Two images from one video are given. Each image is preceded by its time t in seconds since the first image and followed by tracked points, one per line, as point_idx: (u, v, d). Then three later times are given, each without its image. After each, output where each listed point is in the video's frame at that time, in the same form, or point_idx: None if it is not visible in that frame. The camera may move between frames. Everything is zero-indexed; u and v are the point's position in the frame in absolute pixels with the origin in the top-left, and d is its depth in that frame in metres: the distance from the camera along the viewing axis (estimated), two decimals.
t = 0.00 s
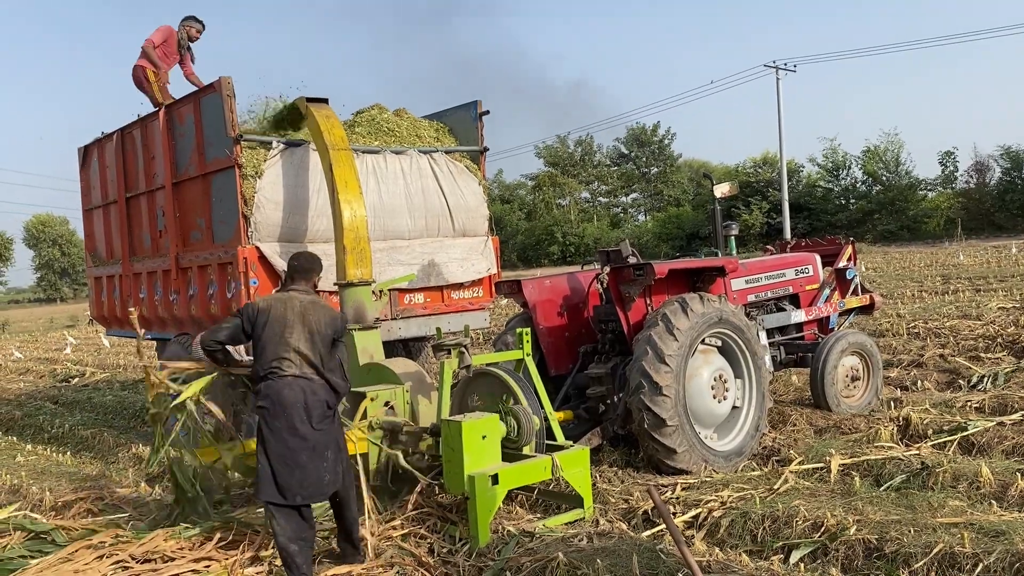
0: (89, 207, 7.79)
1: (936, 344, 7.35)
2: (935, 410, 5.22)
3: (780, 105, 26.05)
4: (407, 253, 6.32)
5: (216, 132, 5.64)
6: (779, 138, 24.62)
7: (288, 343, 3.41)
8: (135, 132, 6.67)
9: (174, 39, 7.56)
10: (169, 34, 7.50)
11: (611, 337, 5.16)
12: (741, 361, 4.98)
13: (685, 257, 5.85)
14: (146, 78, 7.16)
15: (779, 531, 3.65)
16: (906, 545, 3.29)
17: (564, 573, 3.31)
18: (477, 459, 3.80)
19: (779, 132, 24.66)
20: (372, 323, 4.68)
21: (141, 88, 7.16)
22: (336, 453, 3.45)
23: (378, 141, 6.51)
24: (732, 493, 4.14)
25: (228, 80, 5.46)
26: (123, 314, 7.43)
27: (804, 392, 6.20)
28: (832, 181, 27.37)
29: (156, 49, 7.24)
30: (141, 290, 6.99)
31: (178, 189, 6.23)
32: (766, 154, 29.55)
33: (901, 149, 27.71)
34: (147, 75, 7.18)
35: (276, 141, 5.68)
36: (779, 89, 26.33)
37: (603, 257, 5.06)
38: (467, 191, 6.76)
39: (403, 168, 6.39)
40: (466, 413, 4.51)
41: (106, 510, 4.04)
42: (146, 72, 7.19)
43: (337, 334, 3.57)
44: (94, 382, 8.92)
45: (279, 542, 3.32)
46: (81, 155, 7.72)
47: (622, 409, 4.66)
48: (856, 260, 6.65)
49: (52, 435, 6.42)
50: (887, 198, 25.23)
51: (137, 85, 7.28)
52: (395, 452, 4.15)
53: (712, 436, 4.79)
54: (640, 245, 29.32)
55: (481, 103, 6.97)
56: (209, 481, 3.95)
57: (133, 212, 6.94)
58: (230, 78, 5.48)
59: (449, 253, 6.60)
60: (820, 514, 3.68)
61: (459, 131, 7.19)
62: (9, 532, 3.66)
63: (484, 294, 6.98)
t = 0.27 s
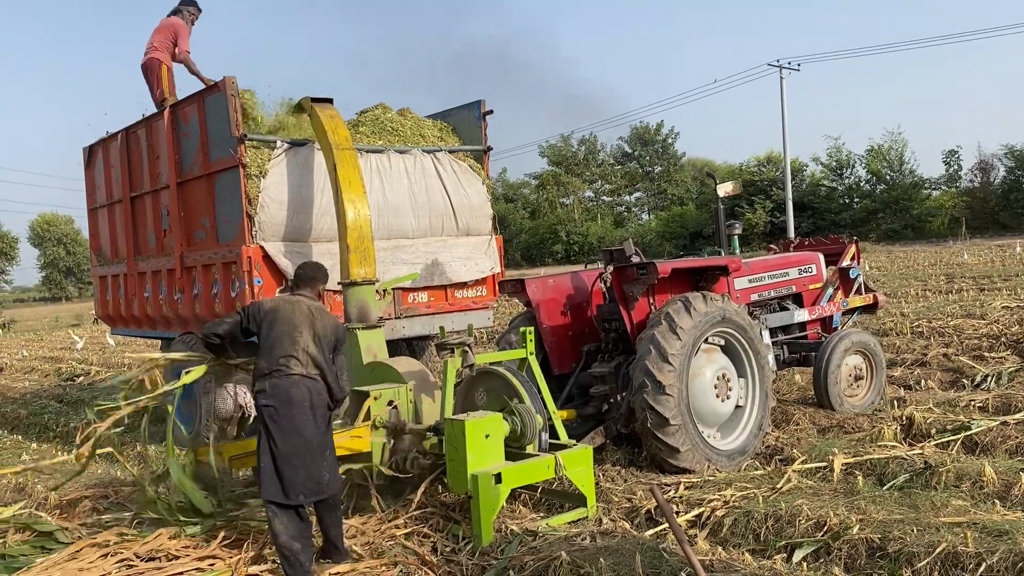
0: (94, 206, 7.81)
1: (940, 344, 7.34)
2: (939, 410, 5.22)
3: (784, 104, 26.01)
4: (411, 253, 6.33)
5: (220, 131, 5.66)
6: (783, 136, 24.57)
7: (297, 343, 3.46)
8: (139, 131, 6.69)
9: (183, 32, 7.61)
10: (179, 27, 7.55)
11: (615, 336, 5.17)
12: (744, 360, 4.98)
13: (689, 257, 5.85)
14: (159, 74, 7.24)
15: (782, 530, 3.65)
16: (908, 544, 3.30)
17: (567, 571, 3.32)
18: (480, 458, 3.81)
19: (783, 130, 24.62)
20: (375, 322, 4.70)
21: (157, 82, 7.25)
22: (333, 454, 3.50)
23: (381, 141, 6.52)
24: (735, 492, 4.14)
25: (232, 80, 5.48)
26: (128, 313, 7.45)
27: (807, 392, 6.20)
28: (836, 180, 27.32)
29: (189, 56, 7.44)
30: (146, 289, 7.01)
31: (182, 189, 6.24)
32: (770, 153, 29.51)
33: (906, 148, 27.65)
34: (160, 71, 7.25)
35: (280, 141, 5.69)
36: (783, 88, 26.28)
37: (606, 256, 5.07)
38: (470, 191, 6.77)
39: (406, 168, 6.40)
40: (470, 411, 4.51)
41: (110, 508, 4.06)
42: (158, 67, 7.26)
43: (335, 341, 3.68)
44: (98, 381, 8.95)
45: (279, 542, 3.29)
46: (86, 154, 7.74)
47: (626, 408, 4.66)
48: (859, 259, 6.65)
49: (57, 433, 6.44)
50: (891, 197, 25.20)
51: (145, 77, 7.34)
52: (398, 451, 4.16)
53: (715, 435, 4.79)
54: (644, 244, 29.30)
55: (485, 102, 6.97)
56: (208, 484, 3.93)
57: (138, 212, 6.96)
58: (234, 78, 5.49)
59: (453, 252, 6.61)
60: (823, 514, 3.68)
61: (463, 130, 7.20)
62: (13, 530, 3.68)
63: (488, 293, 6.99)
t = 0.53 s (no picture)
0: (97, 204, 7.81)
1: (944, 342, 7.32)
2: (943, 408, 5.20)
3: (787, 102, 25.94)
4: (414, 251, 6.32)
5: (223, 129, 5.65)
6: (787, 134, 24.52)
7: (293, 337, 3.49)
8: (142, 129, 6.69)
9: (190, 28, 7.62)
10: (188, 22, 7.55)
11: (618, 334, 5.16)
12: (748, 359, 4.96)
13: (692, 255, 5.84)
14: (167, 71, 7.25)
15: (786, 529, 3.64)
16: (913, 544, 3.28)
17: (570, 570, 3.31)
18: (483, 457, 3.80)
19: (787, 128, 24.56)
20: (378, 321, 4.69)
21: (165, 78, 7.24)
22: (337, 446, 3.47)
23: (384, 139, 6.51)
24: (739, 491, 4.13)
25: (235, 78, 5.47)
26: (131, 311, 7.45)
27: (811, 390, 6.18)
28: (840, 178, 27.25)
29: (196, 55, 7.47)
30: (148, 287, 7.01)
31: (185, 187, 6.24)
32: (773, 151, 29.44)
33: (910, 146, 27.57)
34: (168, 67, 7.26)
35: (283, 139, 5.68)
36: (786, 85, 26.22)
37: (610, 254, 5.05)
38: (473, 189, 6.76)
39: (409, 166, 6.39)
40: (473, 410, 4.50)
41: (113, 506, 4.05)
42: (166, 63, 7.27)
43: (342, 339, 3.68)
44: (101, 379, 8.95)
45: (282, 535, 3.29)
46: (89, 152, 7.74)
47: (629, 407, 4.65)
48: (863, 257, 6.63)
49: (60, 431, 6.45)
50: (896, 195, 25.13)
51: (151, 70, 7.33)
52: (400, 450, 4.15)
53: (718, 434, 4.77)
54: (647, 242, 29.27)
55: (488, 100, 6.96)
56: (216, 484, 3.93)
57: (141, 210, 6.96)
58: (237, 76, 5.48)
59: (456, 251, 6.60)
60: (827, 513, 3.67)
61: (466, 128, 7.19)
62: (16, 527, 3.68)
63: (491, 291, 6.98)
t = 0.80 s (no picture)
0: (100, 201, 7.82)
1: (948, 340, 7.30)
2: (947, 406, 5.19)
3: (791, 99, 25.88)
4: (417, 248, 6.31)
5: (226, 127, 5.66)
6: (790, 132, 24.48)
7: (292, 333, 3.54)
8: (145, 126, 6.69)
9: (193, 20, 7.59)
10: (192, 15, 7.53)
11: (621, 332, 5.15)
12: (751, 356, 4.96)
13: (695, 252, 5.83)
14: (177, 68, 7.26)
15: (789, 527, 3.64)
16: (916, 541, 3.28)
17: (573, 567, 3.31)
18: (486, 454, 3.80)
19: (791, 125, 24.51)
20: (381, 318, 4.69)
21: (174, 73, 7.25)
22: (342, 432, 3.44)
23: (387, 136, 6.51)
24: (741, 489, 4.12)
25: (237, 75, 5.47)
26: (134, 308, 7.46)
27: (814, 388, 6.17)
28: (843, 175, 27.19)
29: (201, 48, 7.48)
30: (152, 284, 7.02)
31: (188, 184, 6.25)
32: (777, 148, 29.38)
33: (914, 143, 27.51)
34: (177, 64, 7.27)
35: (286, 136, 5.69)
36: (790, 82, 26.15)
37: (613, 251, 5.05)
38: (476, 186, 6.75)
39: (412, 163, 6.39)
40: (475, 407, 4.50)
41: (117, 503, 4.06)
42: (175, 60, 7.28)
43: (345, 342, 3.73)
44: (105, 376, 8.96)
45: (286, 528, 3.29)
46: (92, 149, 7.75)
47: (632, 404, 4.64)
48: (867, 255, 6.61)
49: (64, 428, 6.46)
50: (899, 192, 25.08)
51: (159, 69, 7.34)
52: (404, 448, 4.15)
53: (722, 432, 4.77)
54: (650, 239, 29.24)
55: (491, 97, 6.95)
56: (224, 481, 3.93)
57: (144, 207, 6.96)
58: (240, 73, 5.48)
59: (459, 248, 6.60)
60: (830, 510, 3.66)
61: (469, 125, 7.18)
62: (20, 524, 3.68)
63: (494, 288, 6.98)
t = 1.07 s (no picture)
0: (104, 198, 7.83)
1: (951, 337, 7.30)
2: (949, 403, 5.19)
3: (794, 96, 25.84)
4: (419, 245, 6.32)
5: (229, 123, 5.66)
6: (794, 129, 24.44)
7: (303, 326, 3.54)
8: (148, 123, 6.70)
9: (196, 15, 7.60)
10: (193, 9, 7.53)
11: (624, 329, 5.15)
12: (754, 353, 4.96)
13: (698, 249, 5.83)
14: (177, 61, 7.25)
15: (791, 523, 3.64)
16: (919, 538, 3.28)
17: (576, 564, 3.31)
18: (488, 451, 3.81)
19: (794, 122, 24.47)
20: (384, 315, 4.70)
21: (175, 68, 7.24)
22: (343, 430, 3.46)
23: (390, 133, 6.51)
24: (744, 486, 4.13)
25: (240, 72, 5.47)
26: (137, 305, 7.48)
27: (817, 385, 6.17)
28: (847, 171, 27.15)
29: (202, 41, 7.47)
30: (155, 281, 7.03)
31: (191, 181, 6.25)
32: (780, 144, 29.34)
33: (917, 139, 27.46)
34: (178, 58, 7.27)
35: (289, 133, 5.69)
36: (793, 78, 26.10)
37: (615, 248, 5.04)
38: (479, 183, 6.75)
39: (415, 160, 6.39)
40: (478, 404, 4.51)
41: (120, 499, 4.07)
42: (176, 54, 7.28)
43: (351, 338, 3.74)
44: (108, 373, 8.97)
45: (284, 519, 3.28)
46: (96, 146, 7.76)
47: (634, 401, 4.65)
48: (870, 252, 6.61)
49: (68, 425, 6.48)
50: (903, 189, 25.04)
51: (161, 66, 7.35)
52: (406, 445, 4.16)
53: (724, 428, 4.77)
54: (653, 236, 29.22)
55: (494, 94, 6.95)
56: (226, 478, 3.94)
57: (147, 203, 6.97)
58: (243, 70, 5.48)
59: (461, 245, 6.60)
60: (832, 507, 3.66)
61: (471, 122, 7.18)
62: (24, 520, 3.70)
63: (496, 285, 6.98)
